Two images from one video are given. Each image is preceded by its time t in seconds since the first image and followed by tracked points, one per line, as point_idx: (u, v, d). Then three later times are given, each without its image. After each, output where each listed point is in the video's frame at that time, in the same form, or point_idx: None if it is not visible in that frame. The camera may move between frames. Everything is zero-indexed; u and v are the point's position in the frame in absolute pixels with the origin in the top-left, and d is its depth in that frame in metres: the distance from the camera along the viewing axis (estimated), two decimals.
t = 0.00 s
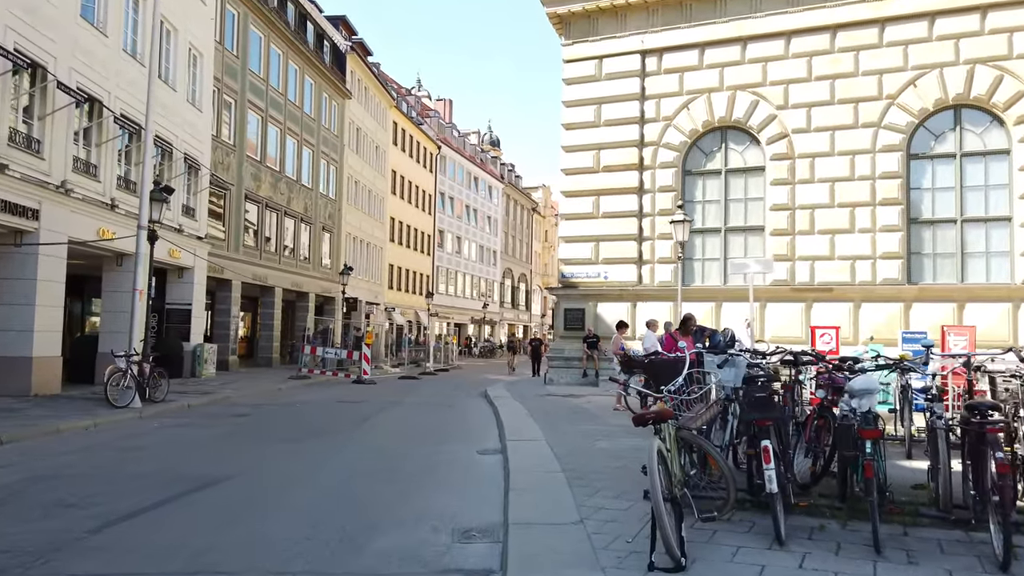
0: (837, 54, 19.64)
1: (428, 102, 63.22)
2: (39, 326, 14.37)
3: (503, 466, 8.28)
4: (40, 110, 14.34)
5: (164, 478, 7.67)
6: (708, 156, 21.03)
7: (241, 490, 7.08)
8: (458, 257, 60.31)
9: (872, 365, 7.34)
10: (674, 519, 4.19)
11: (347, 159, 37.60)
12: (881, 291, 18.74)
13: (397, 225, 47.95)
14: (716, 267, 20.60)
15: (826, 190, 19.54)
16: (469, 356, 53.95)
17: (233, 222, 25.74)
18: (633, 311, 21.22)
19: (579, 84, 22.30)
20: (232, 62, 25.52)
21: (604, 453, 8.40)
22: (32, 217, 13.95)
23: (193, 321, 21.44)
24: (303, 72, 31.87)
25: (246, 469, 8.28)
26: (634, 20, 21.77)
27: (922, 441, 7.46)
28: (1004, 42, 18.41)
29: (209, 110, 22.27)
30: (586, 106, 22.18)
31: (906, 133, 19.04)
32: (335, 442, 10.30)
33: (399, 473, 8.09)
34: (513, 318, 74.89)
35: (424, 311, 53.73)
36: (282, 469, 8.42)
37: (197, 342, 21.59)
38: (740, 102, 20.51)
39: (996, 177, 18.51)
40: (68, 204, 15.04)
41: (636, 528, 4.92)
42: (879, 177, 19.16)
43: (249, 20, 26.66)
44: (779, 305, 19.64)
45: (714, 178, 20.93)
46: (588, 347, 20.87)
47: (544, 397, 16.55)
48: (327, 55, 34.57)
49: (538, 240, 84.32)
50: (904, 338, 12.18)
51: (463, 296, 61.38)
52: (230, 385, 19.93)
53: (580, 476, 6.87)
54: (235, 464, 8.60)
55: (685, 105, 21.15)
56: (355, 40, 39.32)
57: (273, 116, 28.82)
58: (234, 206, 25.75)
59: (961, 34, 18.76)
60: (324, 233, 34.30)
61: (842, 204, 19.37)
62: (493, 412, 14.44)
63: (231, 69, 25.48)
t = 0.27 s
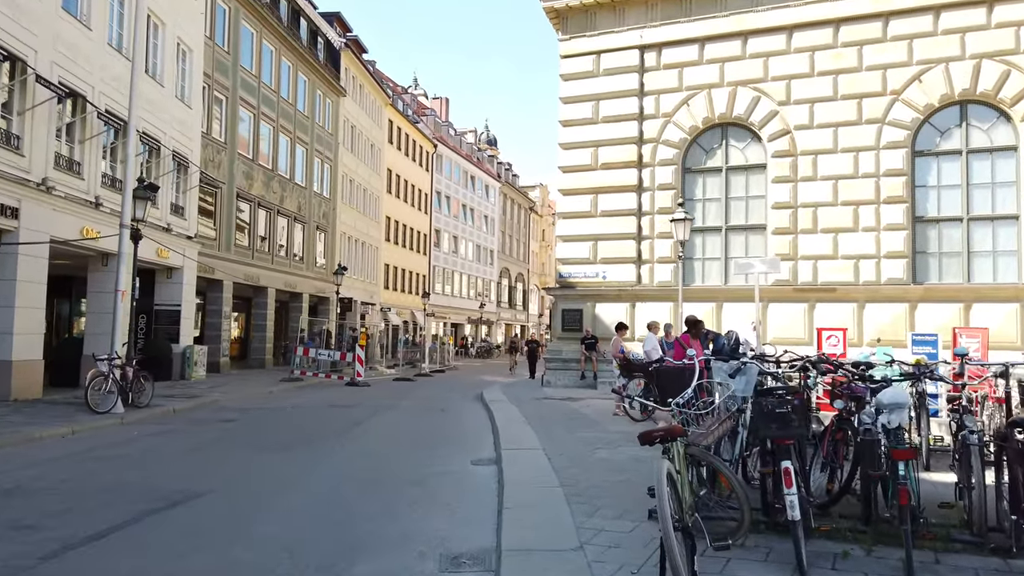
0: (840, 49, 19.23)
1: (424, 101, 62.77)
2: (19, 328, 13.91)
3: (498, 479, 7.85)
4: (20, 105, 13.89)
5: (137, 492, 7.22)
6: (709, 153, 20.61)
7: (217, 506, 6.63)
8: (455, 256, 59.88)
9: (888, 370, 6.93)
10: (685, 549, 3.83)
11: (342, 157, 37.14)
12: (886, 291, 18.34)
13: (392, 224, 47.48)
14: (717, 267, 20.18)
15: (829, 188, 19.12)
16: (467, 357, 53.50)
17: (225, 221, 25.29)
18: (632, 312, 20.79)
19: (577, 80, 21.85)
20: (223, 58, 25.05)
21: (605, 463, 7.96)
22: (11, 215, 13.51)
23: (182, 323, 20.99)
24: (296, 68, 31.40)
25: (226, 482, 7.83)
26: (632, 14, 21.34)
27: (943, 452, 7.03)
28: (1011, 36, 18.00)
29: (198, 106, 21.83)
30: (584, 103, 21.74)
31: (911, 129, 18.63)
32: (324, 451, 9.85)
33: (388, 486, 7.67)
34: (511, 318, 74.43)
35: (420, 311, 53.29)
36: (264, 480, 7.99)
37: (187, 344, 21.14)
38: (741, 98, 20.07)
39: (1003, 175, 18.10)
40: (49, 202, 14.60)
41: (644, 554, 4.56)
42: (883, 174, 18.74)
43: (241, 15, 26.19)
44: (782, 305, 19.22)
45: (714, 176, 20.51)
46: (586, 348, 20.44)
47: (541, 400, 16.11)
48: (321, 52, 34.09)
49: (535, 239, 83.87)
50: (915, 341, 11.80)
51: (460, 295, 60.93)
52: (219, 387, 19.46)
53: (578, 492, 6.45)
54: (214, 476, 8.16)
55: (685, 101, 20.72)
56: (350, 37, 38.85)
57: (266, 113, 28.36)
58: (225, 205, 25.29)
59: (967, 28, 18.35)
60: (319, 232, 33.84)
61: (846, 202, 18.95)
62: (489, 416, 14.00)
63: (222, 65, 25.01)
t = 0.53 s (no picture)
0: (843, 45, 18.86)
1: (421, 100, 62.35)
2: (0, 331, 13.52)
3: (493, 491, 7.48)
4: None
5: (110, 506, 6.83)
6: (710, 152, 20.24)
7: (195, 522, 6.23)
8: (452, 257, 59.48)
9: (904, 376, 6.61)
10: None
11: (337, 157, 36.74)
12: (890, 292, 17.98)
13: (389, 224, 47.05)
14: (718, 267, 19.81)
15: (832, 187, 18.76)
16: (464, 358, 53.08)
17: (217, 222, 24.89)
18: (632, 313, 20.41)
19: (575, 77, 21.47)
20: (214, 55, 24.63)
21: (606, 474, 7.57)
22: None
23: (173, 324, 20.58)
24: (290, 66, 30.98)
25: (207, 493, 7.43)
26: (632, 10, 20.97)
27: (970, 462, 6.68)
28: (1018, 31, 17.64)
29: (189, 104, 21.44)
30: (582, 100, 21.35)
31: (916, 127, 18.26)
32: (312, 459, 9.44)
33: (377, 498, 7.29)
34: (508, 319, 74.03)
35: (417, 312, 52.88)
36: (247, 491, 7.60)
37: (177, 347, 20.73)
38: (742, 95, 19.71)
39: (1010, 173, 17.73)
40: (32, 200, 14.21)
41: None
42: (887, 173, 18.38)
43: (233, 12, 25.77)
44: (784, 306, 18.86)
45: (715, 175, 20.14)
46: (585, 350, 20.06)
47: (539, 404, 15.74)
48: (315, 50, 33.66)
49: (533, 240, 83.46)
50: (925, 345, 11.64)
51: (457, 296, 60.52)
52: (210, 391, 19.05)
53: (577, 508, 6.08)
54: (195, 487, 7.77)
55: (685, 98, 20.35)
56: (345, 35, 38.43)
57: (259, 112, 27.94)
58: (217, 204, 24.87)
59: (973, 24, 17.99)
60: (313, 232, 33.43)
61: (850, 202, 18.59)
62: (485, 421, 13.61)
63: (214, 62, 24.59)
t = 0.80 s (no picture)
0: (847, 39, 18.45)
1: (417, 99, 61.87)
2: None
3: (488, 500, 7.06)
4: None
5: (77, 516, 6.39)
6: (711, 148, 19.83)
7: (166, 536, 5.79)
8: (449, 257, 59.02)
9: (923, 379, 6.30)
10: None
11: (332, 156, 36.28)
12: (896, 291, 17.56)
13: (385, 224, 46.57)
14: (719, 266, 19.40)
15: (836, 184, 18.36)
16: (460, 359, 52.59)
17: (209, 220, 24.46)
18: (631, 313, 19.99)
19: (573, 73, 21.03)
20: (206, 50, 24.19)
21: (608, 483, 7.14)
22: None
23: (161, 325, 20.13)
24: (284, 63, 30.52)
25: (184, 504, 7.00)
26: (631, 4, 20.56)
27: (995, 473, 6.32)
28: None
29: (179, 99, 21.02)
30: (581, 96, 20.91)
31: (922, 122, 17.87)
32: (299, 465, 9.01)
33: (364, 508, 6.86)
34: (505, 319, 73.54)
35: (413, 312, 52.43)
36: (226, 501, 7.17)
37: (166, 348, 20.27)
38: (744, 90, 19.31)
39: (1018, 170, 17.32)
40: (11, 195, 13.82)
41: None
42: (893, 170, 17.98)
43: (225, 7, 25.32)
44: (787, 306, 18.44)
45: (716, 172, 19.72)
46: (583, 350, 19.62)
47: (536, 407, 15.32)
48: (310, 47, 33.21)
49: (530, 240, 83.02)
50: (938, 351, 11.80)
51: (454, 297, 60.07)
52: (199, 392, 18.59)
53: (577, 520, 5.66)
54: (171, 496, 7.33)
55: (685, 94, 19.94)
56: (340, 33, 37.98)
57: (252, 109, 27.49)
58: (208, 202, 24.42)
59: (980, 18, 17.59)
60: (308, 231, 32.98)
61: (854, 199, 18.19)
62: (481, 425, 13.17)
63: (205, 58, 24.13)
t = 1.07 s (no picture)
0: (852, 31, 18.02)
1: (414, 97, 61.35)
2: None
3: (481, 508, 6.62)
4: None
5: (38, 529, 5.93)
6: (711, 143, 19.41)
7: (130, 551, 5.34)
8: (445, 256, 58.56)
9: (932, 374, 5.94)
10: None
11: (326, 153, 35.80)
12: (902, 289, 17.16)
13: (380, 222, 46.09)
14: (720, 263, 18.98)
15: (840, 179, 17.94)
16: (457, 359, 52.15)
17: (199, 217, 24.01)
18: (630, 311, 19.56)
19: (571, 66, 20.58)
20: (196, 44, 23.72)
21: (608, 490, 6.70)
22: None
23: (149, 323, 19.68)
24: (277, 58, 30.04)
25: (158, 514, 6.56)
26: None
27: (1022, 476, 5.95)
28: None
29: (168, 94, 20.59)
30: (579, 90, 20.44)
31: (928, 116, 17.48)
32: (283, 470, 8.56)
33: (348, 518, 6.43)
34: (502, 319, 73.10)
35: (409, 312, 51.97)
36: (201, 510, 6.73)
37: (155, 347, 19.82)
38: (746, 84, 18.88)
39: None
40: None
41: None
42: (898, 165, 17.57)
43: None
44: (790, 304, 18.04)
45: (717, 167, 19.30)
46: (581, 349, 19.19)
47: (533, 408, 14.89)
48: (304, 42, 32.72)
49: (527, 239, 82.57)
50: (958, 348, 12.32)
51: (451, 296, 59.63)
52: (187, 393, 18.13)
53: (576, 534, 5.22)
54: (143, 505, 6.88)
55: (685, 88, 19.52)
56: (335, 29, 37.49)
57: (244, 104, 27.01)
58: (199, 199, 23.95)
59: (988, 9, 17.17)
60: (301, 229, 32.52)
61: (858, 195, 17.77)
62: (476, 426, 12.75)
63: (195, 51, 23.65)
